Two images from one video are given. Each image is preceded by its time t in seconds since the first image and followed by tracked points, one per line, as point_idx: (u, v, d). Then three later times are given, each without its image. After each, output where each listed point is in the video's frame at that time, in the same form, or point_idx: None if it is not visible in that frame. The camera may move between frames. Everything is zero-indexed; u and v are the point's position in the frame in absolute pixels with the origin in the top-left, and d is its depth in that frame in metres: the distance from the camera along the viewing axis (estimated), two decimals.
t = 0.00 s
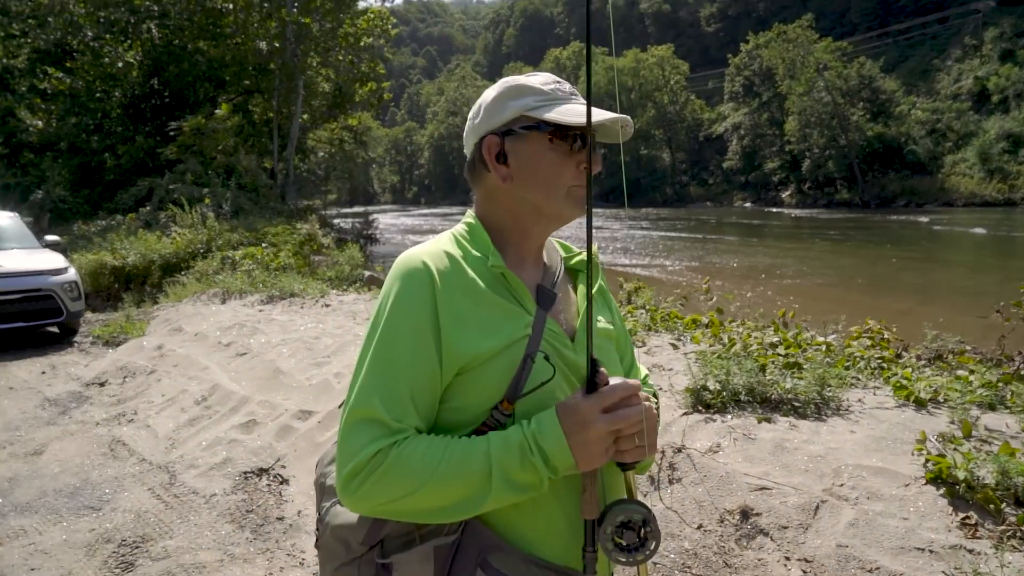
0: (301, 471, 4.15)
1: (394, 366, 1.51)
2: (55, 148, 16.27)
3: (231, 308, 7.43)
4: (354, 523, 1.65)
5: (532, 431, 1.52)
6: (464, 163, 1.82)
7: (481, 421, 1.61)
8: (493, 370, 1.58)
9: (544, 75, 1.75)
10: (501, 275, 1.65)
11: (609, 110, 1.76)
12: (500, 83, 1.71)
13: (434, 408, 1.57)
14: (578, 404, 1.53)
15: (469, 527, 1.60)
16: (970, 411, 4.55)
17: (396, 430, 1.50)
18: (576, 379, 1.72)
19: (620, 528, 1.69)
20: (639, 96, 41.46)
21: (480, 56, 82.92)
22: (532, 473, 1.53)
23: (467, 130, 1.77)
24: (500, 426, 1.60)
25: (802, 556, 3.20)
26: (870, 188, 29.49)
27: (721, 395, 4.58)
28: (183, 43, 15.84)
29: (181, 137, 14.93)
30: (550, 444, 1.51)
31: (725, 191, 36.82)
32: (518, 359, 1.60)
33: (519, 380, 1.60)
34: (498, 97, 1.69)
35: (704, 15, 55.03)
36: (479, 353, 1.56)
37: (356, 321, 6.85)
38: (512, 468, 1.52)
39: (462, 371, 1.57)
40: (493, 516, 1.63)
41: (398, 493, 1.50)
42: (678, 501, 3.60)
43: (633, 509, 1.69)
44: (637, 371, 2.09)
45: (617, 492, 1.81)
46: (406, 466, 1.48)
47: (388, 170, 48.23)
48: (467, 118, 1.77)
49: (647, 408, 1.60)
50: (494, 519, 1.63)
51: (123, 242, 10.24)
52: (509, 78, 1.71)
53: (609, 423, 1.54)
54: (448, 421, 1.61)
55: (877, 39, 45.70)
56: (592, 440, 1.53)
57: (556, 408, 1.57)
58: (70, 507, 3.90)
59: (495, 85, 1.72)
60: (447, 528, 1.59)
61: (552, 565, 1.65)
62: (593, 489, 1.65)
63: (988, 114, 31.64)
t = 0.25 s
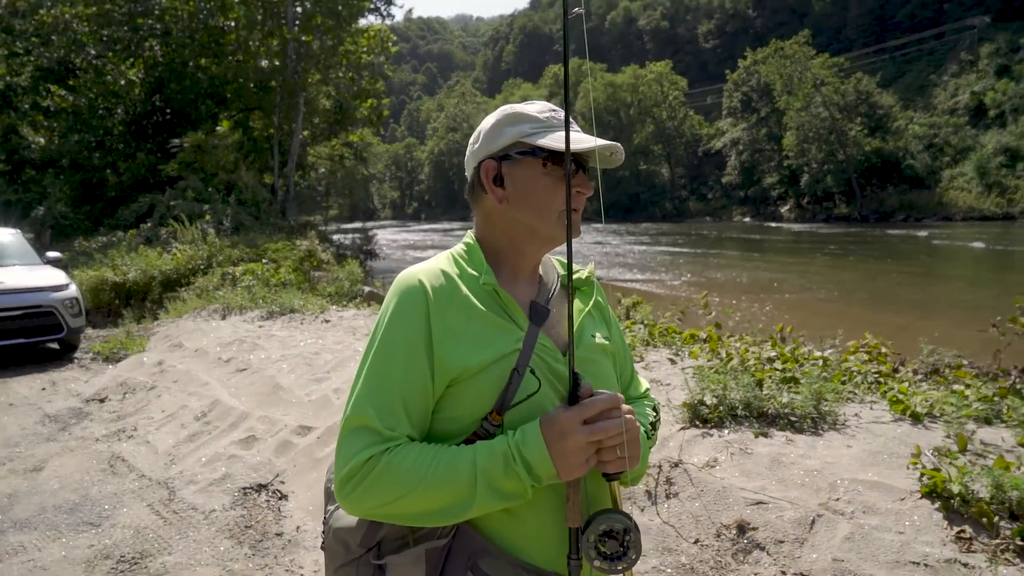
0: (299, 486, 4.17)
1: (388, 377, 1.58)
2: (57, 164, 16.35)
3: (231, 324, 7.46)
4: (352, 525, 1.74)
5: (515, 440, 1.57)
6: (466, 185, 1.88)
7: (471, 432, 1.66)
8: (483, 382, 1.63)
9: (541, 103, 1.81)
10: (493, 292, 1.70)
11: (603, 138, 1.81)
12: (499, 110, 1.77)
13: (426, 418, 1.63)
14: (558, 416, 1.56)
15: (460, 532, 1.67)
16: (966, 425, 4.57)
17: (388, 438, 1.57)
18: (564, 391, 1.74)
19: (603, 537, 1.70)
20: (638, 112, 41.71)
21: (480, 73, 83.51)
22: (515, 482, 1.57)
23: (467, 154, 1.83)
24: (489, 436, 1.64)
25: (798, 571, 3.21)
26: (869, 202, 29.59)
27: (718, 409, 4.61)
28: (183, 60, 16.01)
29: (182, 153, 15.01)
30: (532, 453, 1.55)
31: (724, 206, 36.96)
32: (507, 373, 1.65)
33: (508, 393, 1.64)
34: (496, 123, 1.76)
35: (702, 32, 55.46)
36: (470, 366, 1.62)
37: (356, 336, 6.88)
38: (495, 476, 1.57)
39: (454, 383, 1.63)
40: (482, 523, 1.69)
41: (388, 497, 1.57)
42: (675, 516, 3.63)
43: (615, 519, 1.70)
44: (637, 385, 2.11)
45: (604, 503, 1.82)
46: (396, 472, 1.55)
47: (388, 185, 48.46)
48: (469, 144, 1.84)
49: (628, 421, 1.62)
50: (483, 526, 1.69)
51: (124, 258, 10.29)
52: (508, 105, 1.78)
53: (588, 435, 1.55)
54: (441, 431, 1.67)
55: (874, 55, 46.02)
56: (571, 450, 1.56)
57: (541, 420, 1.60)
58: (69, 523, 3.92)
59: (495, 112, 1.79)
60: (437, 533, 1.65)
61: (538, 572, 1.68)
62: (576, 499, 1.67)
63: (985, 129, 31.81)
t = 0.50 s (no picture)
0: (298, 499, 4.17)
1: (384, 386, 1.60)
2: (54, 179, 16.40)
3: (229, 337, 7.46)
4: (353, 535, 1.76)
5: (511, 450, 1.58)
6: (460, 199, 1.90)
7: (467, 441, 1.68)
8: (479, 392, 1.66)
9: (532, 116, 1.84)
10: (488, 303, 1.72)
11: (594, 150, 1.83)
12: (491, 124, 1.80)
13: (423, 428, 1.65)
14: (552, 426, 1.57)
15: (459, 540, 1.68)
16: (963, 432, 4.59)
17: (386, 448, 1.59)
18: (559, 399, 1.76)
19: (599, 546, 1.71)
20: (634, 122, 41.89)
21: (476, 84, 83.86)
22: (512, 491, 1.59)
23: (461, 167, 1.86)
24: (485, 446, 1.66)
25: None
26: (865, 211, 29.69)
27: (716, 417, 4.62)
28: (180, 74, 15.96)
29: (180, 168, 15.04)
30: (527, 463, 1.57)
31: (721, 215, 37.07)
32: (502, 382, 1.67)
33: (504, 403, 1.66)
34: (488, 137, 1.79)
35: (697, 43, 55.79)
36: (465, 375, 1.64)
37: (354, 348, 6.89)
38: (492, 486, 1.58)
39: (449, 392, 1.65)
40: (480, 531, 1.70)
41: (385, 506, 1.59)
42: (674, 524, 3.64)
43: (611, 528, 1.71)
44: (635, 393, 2.12)
45: (600, 511, 1.83)
46: (393, 481, 1.57)
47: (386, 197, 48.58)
48: (462, 158, 1.87)
49: (622, 430, 1.63)
50: (482, 534, 1.70)
51: (122, 272, 10.30)
52: (500, 120, 1.81)
53: (581, 444, 1.57)
54: (438, 440, 1.69)
55: (868, 64, 46.28)
56: (567, 460, 1.57)
57: (536, 428, 1.62)
58: (69, 538, 3.91)
59: (487, 126, 1.82)
60: (437, 542, 1.67)
61: None
62: (572, 509, 1.69)
63: (979, 137, 31.98)
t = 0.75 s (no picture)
0: (294, 503, 4.17)
1: (381, 391, 1.60)
2: (51, 183, 16.42)
3: (226, 341, 7.45)
4: (349, 540, 1.75)
5: (508, 456, 1.59)
6: (457, 204, 1.91)
7: (465, 445, 1.68)
8: (476, 397, 1.66)
9: (529, 123, 1.85)
10: (487, 308, 1.72)
11: (591, 157, 1.84)
12: (489, 131, 1.81)
13: (420, 433, 1.66)
14: (550, 432, 1.58)
15: (456, 545, 1.68)
16: (959, 437, 4.61)
17: (382, 453, 1.59)
18: (556, 404, 1.76)
19: (595, 551, 1.72)
20: (632, 127, 41.96)
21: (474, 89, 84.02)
22: (509, 497, 1.59)
23: (458, 173, 1.86)
24: (482, 450, 1.66)
25: None
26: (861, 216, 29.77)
27: (713, 422, 4.62)
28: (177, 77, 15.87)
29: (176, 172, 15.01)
30: (524, 468, 1.57)
31: (717, 221, 37.15)
32: (500, 387, 1.67)
33: (501, 408, 1.67)
34: (486, 143, 1.79)
35: (694, 49, 55.95)
36: (462, 381, 1.64)
37: (350, 352, 6.89)
38: (489, 491, 1.58)
39: (447, 397, 1.65)
40: (477, 536, 1.70)
41: (382, 511, 1.59)
42: (671, 530, 3.64)
43: (607, 533, 1.71)
44: (632, 398, 2.12)
45: (597, 517, 1.83)
46: (391, 486, 1.57)
47: (382, 201, 48.60)
48: (459, 164, 1.87)
49: (619, 436, 1.63)
50: (478, 539, 1.70)
51: (118, 276, 10.28)
52: (497, 126, 1.81)
53: (578, 450, 1.57)
54: (435, 445, 1.68)
55: (864, 71, 46.47)
56: (564, 466, 1.58)
57: (532, 434, 1.62)
58: (63, 544, 3.90)
59: (485, 132, 1.82)
60: (433, 546, 1.67)
61: None
62: (568, 514, 1.69)
63: (975, 144, 32.10)
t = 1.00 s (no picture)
0: (279, 508, 4.12)
1: (364, 395, 1.58)
2: (32, 184, 16.18)
3: (210, 345, 7.38)
4: (333, 546, 1.73)
5: (493, 460, 1.56)
6: (442, 206, 1.88)
7: (451, 450, 1.66)
8: (461, 401, 1.63)
9: (515, 124, 1.83)
10: (473, 310, 1.70)
11: (575, 159, 1.82)
12: (474, 132, 1.79)
13: (404, 438, 1.63)
14: (535, 437, 1.55)
15: (442, 551, 1.66)
16: (944, 438, 4.63)
17: (366, 458, 1.57)
18: (542, 407, 1.75)
19: (582, 555, 1.70)
20: (619, 129, 42.05)
21: (461, 91, 83.97)
22: (494, 502, 1.57)
23: (443, 175, 1.84)
24: (468, 455, 1.64)
25: None
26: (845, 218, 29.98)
27: (701, 424, 4.63)
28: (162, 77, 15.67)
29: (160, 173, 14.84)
30: (509, 473, 1.55)
31: (704, 223, 37.32)
32: (485, 391, 1.65)
33: (486, 412, 1.64)
34: (471, 145, 1.77)
35: (680, 52, 56.18)
36: (447, 385, 1.62)
37: (337, 355, 6.84)
38: (474, 496, 1.56)
39: (431, 401, 1.63)
40: (462, 542, 1.68)
41: (366, 517, 1.56)
42: (659, 532, 3.63)
43: (594, 538, 1.69)
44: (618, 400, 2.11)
45: (584, 522, 1.81)
46: (375, 492, 1.54)
47: (369, 203, 48.45)
48: (444, 166, 1.84)
49: (606, 439, 1.62)
50: (463, 545, 1.68)
51: (101, 278, 10.16)
52: (483, 127, 1.79)
53: (565, 454, 1.56)
54: (420, 449, 1.66)
55: (849, 74, 46.84)
56: (550, 471, 1.55)
57: (519, 438, 1.60)
58: (42, 551, 3.83)
59: (469, 134, 1.80)
60: (419, 554, 1.64)
61: None
62: (555, 520, 1.67)
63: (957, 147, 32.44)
